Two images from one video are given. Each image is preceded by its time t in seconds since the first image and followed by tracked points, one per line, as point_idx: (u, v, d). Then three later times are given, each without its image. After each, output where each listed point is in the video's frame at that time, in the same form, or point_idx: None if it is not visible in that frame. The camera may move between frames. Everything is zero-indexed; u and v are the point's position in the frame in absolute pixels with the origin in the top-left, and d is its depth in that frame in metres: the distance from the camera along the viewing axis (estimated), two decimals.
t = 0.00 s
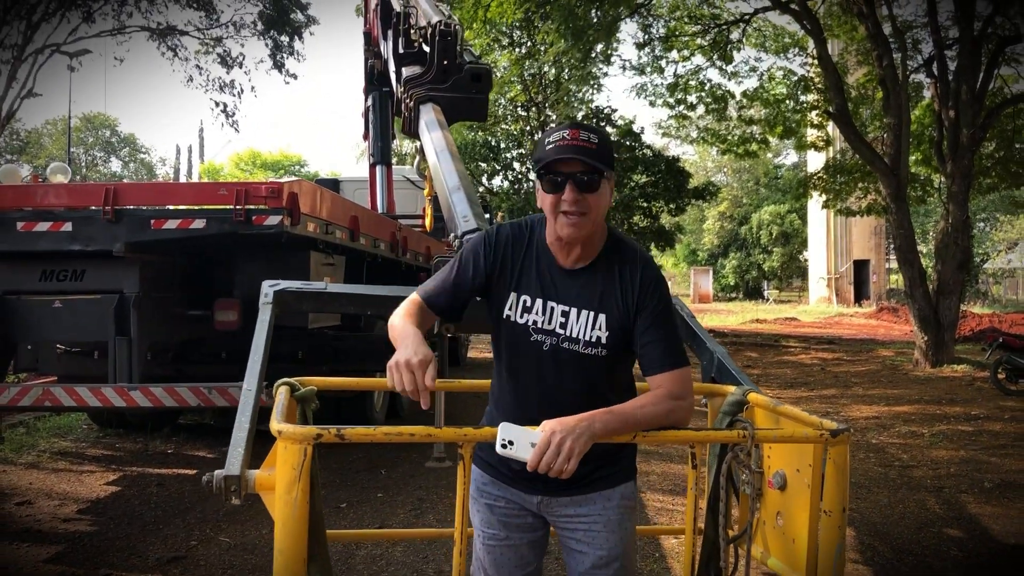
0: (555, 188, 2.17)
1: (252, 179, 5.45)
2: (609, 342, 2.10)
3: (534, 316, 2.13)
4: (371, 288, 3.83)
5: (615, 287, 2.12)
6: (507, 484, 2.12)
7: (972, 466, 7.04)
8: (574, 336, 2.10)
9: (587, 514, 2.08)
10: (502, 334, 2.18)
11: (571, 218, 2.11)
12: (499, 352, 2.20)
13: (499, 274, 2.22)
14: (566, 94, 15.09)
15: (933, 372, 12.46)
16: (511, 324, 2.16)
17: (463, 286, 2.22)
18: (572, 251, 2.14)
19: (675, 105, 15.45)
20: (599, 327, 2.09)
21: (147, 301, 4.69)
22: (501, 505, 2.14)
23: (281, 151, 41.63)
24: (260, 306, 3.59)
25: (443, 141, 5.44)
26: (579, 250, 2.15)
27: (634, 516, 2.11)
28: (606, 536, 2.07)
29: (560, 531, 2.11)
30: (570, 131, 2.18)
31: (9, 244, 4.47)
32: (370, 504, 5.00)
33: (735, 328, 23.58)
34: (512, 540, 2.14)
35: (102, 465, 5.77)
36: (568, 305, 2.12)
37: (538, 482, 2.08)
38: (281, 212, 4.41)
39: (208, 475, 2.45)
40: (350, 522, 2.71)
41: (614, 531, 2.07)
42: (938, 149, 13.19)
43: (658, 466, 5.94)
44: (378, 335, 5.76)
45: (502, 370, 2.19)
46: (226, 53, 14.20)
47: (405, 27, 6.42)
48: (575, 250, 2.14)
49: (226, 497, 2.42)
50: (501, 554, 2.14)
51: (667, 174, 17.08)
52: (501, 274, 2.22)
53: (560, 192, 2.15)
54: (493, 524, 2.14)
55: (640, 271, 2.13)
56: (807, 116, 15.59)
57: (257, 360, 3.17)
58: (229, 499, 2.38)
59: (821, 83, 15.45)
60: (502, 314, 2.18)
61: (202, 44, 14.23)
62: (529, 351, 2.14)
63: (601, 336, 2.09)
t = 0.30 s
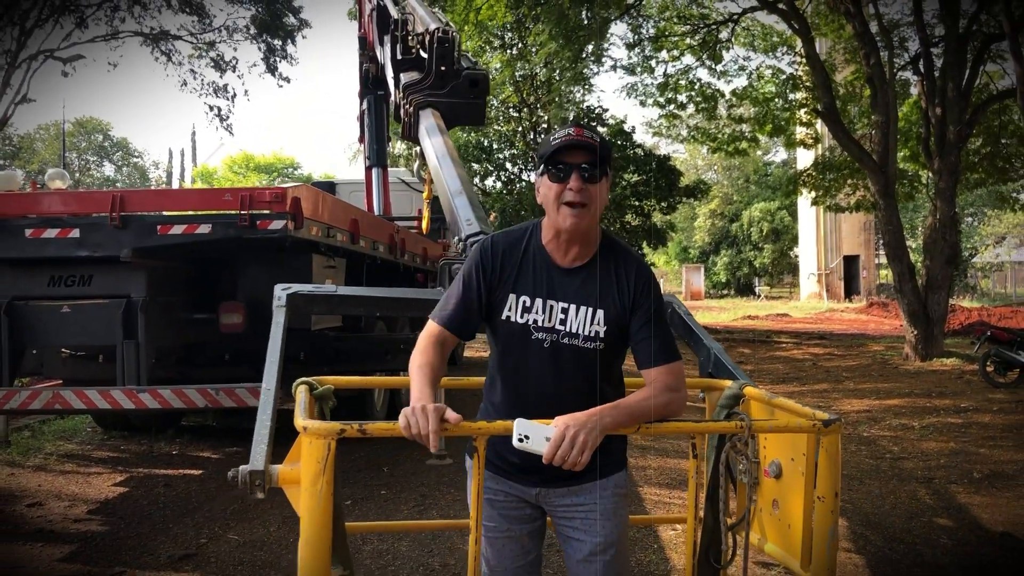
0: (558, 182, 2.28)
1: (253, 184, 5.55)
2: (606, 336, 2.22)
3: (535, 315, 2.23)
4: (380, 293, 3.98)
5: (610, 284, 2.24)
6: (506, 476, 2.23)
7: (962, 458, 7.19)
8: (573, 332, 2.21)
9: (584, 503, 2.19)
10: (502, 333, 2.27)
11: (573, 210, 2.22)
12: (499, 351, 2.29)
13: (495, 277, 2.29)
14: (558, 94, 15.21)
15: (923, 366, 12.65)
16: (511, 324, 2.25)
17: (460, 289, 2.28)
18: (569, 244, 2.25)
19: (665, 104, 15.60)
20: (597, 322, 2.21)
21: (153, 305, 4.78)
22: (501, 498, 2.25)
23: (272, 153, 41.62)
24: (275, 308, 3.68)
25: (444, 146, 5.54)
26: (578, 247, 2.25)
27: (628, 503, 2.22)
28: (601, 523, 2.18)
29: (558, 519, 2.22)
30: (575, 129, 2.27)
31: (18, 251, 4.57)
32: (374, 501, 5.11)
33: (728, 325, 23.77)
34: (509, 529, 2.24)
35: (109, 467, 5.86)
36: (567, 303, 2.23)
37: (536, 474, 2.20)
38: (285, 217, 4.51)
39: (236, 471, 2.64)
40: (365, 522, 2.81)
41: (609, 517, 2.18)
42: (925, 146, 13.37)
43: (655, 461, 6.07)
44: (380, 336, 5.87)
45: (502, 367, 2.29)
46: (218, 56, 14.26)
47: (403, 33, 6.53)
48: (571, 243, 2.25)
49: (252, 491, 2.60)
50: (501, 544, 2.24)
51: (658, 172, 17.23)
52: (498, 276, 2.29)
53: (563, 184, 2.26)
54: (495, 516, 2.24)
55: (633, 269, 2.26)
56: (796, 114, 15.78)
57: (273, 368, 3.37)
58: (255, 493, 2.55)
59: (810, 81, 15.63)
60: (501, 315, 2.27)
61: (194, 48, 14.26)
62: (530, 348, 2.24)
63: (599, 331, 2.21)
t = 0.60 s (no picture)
0: (562, 188, 2.37)
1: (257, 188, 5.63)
2: (607, 336, 2.30)
3: (538, 316, 2.32)
4: (387, 294, 4.09)
5: (610, 287, 2.33)
6: (509, 472, 2.32)
7: (955, 454, 7.30)
8: (575, 332, 2.30)
9: (584, 496, 2.28)
10: (506, 333, 2.35)
11: (576, 213, 2.32)
12: (503, 350, 2.37)
13: (500, 280, 2.37)
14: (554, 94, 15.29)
15: (917, 363, 12.77)
16: (515, 324, 2.33)
17: (467, 291, 2.36)
18: (573, 247, 2.33)
19: (660, 104, 15.70)
20: (598, 323, 2.30)
21: (160, 307, 4.86)
22: (504, 493, 2.33)
23: (266, 154, 41.58)
24: (287, 311, 3.77)
25: (445, 151, 5.63)
26: (581, 249, 2.34)
27: (625, 496, 2.31)
28: (600, 515, 2.27)
29: (559, 513, 2.31)
30: (579, 137, 2.38)
31: (26, 255, 4.63)
32: (378, 499, 5.20)
33: (723, 323, 23.89)
34: (513, 522, 2.33)
35: (114, 467, 5.93)
36: (570, 305, 2.31)
37: (539, 469, 2.29)
38: (290, 220, 4.59)
39: (255, 467, 2.73)
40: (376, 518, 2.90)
41: (607, 509, 2.27)
42: (918, 145, 13.48)
43: (653, 459, 6.17)
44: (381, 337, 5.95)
45: (507, 365, 2.37)
46: (214, 58, 14.30)
47: (404, 38, 6.62)
48: (574, 246, 2.33)
49: (271, 486, 2.70)
50: (506, 536, 2.33)
51: (654, 172, 17.33)
52: (502, 279, 2.37)
53: (567, 190, 2.36)
54: (500, 511, 2.32)
55: (633, 272, 2.35)
56: (790, 113, 15.90)
57: (286, 370, 3.48)
58: (274, 489, 2.64)
59: (803, 80, 15.76)
60: (505, 315, 2.35)
61: (190, 49, 14.29)
62: (533, 348, 2.32)
63: (600, 331, 2.30)
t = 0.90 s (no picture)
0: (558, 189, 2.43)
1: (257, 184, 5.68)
2: (600, 332, 2.37)
3: (533, 313, 2.38)
4: (387, 289, 4.16)
5: (603, 285, 2.39)
6: (501, 462, 2.38)
7: (948, 453, 7.36)
8: (569, 329, 2.36)
9: (575, 486, 2.34)
10: (502, 330, 2.41)
11: (572, 213, 2.37)
12: (499, 346, 2.43)
13: (496, 278, 2.43)
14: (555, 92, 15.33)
15: (914, 364, 12.84)
16: (511, 321, 2.39)
17: (464, 289, 2.42)
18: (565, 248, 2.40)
19: (661, 103, 15.74)
20: (591, 320, 2.36)
21: (162, 302, 4.92)
22: (497, 482, 2.39)
23: (268, 150, 41.61)
24: (288, 306, 3.85)
25: (445, 150, 5.69)
26: (574, 250, 2.40)
27: (614, 486, 2.38)
28: (590, 505, 2.33)
29: (551, 501, 2.37)
30: (574, 143, 2.45)
31: (29, 249, 4.68)
32: (375, 492, 5.27)
33: (722, 323, 23.96)
34: (506, 512, 2.39)
35: (115, 460, 5.99)
36: (563, 302, 2.37)
37: (531, 460, 2.35)
38: (290, 217, 4.65)
39: (256, 455, 2.79)
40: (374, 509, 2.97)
41: (596, 500, 2.33)
42: (918, 146, 13.53)
43: (649, 455, 6.23)
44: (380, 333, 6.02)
45: (502, 361, 2.43)
46: (215, 53, 14.35)
47: (404, 37, 6.67)
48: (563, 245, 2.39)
49: (272, 474, 2.76)
50: (498, 525, 2.39)
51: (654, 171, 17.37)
52: (498, 276, 2.43)
53: (564, 191, 2.41)
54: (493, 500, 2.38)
55: (625, 271, 2.41)
56: (790, 113, 15.96)
57: (287, 365, 3.56)
58: (275, 476, 2.70)
59: (804, 80, 15.81)
60: (502, 312, 2.41)
61: (192, 45, 14.35)
62: (528, 344, 2.39)
63: (592, 328, 2.36)
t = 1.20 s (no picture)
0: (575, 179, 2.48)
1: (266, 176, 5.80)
2: (595, 314, 2.47)
3: (532, 298, 2.48)
4: (390, 279, 4.27)
5: (597, 269, 2.50)
6: (493, 443, 2.49)
7: (944, 450, 7.44)
8: (566, 311, 2.46)
9: (567, 467, 2.45)
10: (503, 315, 2.50)
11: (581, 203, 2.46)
12: (500, 330, 2.52)
13: (493, 265, 2.52)
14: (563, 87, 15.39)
15: (916, 362, 12.90)
16: (510, 304, 2.49)
17: (464, 274, 2.51)
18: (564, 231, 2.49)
19: (669, 99, 15.78)
20: (587, 302, 2.46)
21: (170, 289, 5.05)
22: (493, 465, 2.49)
23: (278, 141, 41.73)
24: (290, 293, 3.95)
25: (448, 144, 5.80)
26: (572, 237, 2.50)
27: (605, 468, 2.48)
28: (579, 486, 2.43)
29: (542, 482, 2.48)
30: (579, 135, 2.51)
31: (42, 236, 4.80)
32: (376, 478, 5.40)
33: (727, 318, 24.03)
34: (500, 493, 2.49)
35: (123, 443, 6.14)
36: (560, 286, 2.48)
37: (525, 443, 2.45)
38: (296, 208, 4.75)
39: (256, 433, 2.87)
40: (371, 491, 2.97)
41: (588, 481, 2.44)
42: (923, 145, 13.55)
43: (646, 446, 6.34)
44: (383, 323, 6.13)
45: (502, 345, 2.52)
46: (227, 45, 14.47)
47: (411, 33, 6.78)
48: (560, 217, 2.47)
49: (270, 452, 2.83)
50: (489, 505, 2.50)
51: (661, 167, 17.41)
52: (496, 264, 2.53)
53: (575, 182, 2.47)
54: (485, 480, 2.49)
55: (616, 256, 2.53)
56: (798, 110, 15.98)
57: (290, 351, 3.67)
58: (274, 455, 2.79)
59: (812, 78, 15.82)
60: (502, 298, 2.51)
61: (204, 36, 14.48)
62: (528, 327, 2.48)
63: (588, 309, 2.46)
